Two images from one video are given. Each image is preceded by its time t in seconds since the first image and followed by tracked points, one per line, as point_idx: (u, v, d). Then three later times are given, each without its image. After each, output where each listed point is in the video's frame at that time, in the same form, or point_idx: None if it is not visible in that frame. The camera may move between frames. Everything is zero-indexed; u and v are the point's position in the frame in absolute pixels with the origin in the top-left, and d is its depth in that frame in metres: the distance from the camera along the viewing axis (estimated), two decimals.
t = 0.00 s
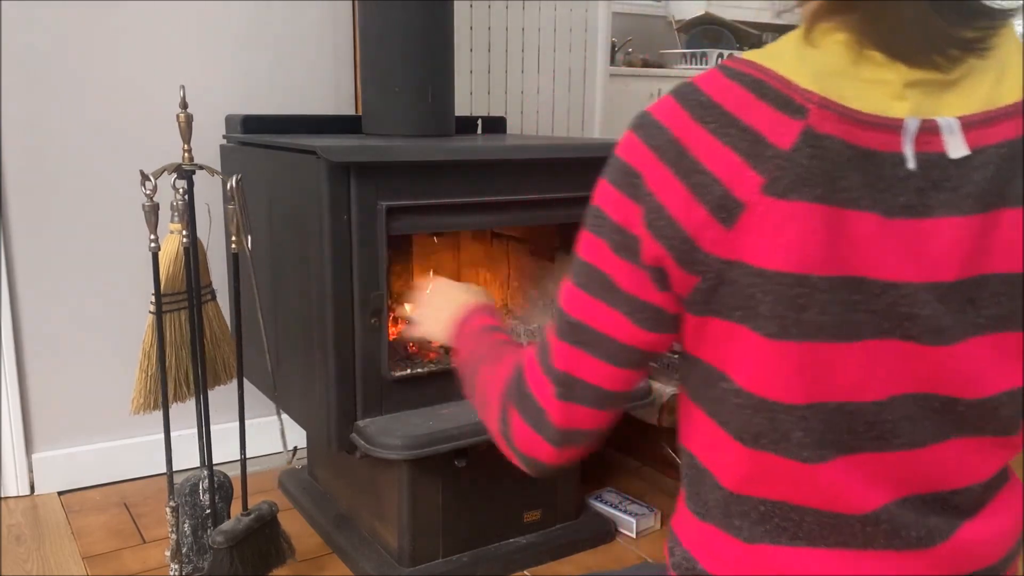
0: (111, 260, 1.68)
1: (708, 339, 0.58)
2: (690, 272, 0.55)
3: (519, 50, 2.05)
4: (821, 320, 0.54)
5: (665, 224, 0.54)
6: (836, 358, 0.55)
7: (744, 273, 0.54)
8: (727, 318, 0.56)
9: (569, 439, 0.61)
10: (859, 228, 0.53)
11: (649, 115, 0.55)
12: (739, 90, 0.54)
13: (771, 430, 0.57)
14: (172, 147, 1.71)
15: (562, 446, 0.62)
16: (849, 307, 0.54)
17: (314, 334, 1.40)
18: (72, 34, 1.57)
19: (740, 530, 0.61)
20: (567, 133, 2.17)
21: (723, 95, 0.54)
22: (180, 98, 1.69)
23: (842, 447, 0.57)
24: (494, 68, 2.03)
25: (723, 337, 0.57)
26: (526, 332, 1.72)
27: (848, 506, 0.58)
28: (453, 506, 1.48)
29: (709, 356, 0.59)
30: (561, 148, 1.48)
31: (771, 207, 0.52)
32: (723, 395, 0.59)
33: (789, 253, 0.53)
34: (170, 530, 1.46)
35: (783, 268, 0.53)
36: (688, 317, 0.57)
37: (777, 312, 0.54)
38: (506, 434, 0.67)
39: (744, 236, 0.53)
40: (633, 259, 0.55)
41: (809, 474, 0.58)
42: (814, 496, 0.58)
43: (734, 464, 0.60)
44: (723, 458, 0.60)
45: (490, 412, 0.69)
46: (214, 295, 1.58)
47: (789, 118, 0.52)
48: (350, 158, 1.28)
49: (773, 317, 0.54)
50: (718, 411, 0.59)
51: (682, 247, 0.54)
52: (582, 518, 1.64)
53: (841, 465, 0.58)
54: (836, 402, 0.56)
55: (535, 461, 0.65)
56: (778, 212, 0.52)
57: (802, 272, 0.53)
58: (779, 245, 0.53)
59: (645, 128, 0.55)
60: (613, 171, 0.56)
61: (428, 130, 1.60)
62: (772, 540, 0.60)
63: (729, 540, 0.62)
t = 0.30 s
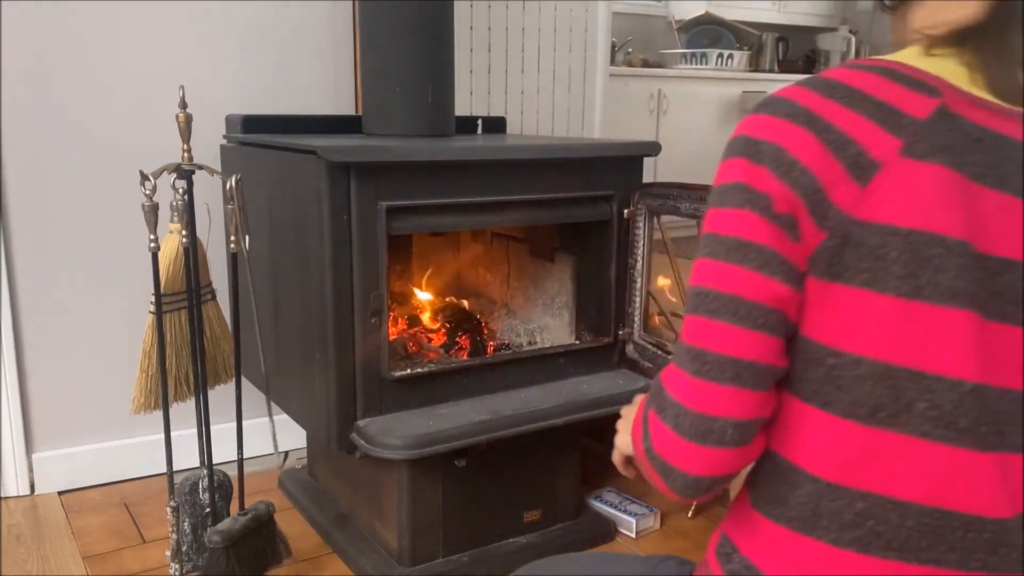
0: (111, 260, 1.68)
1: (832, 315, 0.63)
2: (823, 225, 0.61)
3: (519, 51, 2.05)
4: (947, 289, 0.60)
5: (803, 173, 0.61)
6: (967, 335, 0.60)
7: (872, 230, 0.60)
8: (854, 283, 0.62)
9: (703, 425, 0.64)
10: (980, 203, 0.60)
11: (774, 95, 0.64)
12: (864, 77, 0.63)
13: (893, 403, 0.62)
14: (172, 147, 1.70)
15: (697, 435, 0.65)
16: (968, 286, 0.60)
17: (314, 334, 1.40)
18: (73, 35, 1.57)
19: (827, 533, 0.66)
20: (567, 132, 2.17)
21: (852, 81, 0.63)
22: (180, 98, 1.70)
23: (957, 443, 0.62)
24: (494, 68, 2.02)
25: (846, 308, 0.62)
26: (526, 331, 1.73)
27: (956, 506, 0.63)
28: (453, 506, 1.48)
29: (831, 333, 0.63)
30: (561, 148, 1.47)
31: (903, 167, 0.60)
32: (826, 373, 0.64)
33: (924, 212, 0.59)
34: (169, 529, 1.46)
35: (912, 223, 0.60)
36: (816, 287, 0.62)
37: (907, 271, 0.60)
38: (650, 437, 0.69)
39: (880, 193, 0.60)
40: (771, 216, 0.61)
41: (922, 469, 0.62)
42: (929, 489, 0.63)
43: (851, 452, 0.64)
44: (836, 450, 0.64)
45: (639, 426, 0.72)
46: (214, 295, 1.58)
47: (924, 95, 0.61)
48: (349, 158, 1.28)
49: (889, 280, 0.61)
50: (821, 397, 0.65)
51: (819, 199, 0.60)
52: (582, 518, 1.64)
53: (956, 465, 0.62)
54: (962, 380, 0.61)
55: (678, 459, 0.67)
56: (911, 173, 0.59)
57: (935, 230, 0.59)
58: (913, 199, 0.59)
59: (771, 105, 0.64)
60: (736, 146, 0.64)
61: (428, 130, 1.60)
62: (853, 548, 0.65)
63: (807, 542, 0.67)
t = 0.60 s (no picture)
0: (111, 260, 1.68)
1: (942, 257, 0.60)
2: (946, 171, 0.60)
3: (519, 51, 2.05)
4: None
5: (930, 121, 0.60)
6: None
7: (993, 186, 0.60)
8: (968, 229, 0.60)
9: (845, 323, 0.57)
10: None
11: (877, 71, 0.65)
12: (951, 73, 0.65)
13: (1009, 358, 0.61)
14: (172, 146, 1.70)
15: (832, 334, 0.57)
16: None
17: (314, 334, 1.40)
18: (72, 35, 1.57)
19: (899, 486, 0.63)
20: (567, 132, 2.17)
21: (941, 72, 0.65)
22: (180, 98, 1.70)
23: None
24: (494, 68, 2.02)
25: (955, 251, 0.60)
26: (526, 331, 1.74)
27: None
28: (453, 505, 1.48)
29: (941, 280, 0.60)
30: (560, 148, 1.47)
31: (1015, 138, 0.61)
32: (926, 314, 0.61)
33: None
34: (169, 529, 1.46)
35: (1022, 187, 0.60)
36: (932, 226, 0.60)
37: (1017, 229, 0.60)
38: (754, 355, 0.61)
39: (995, 155, 0.60)
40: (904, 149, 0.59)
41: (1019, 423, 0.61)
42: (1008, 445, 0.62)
43: (960, 397, 0.61)
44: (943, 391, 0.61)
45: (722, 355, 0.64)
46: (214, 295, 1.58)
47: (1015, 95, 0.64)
48: (349, 158, 1.28)
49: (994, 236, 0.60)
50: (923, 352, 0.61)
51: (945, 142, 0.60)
52: (581, 519, 1.64)
53: None
54: None
55: (807, 360, 0.58)
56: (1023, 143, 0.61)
57: None
58: None
59: (869, 78, 0.64)
60: (835, 103, 0.63)
61: (428, 130, 1.60)
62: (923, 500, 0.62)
63: (889, 491, 0.63)
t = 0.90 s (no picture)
0: (111, 259, 1.68)
1: (916, 256, 0.59)
2: (932, 170, 0.59)
3: (519, 51, 2.05)
4: None
5: (923, 120, 0.59)
6: None
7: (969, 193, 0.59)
8: (941, 230, 0.59)
9: (839, 292, 0.55)
10: None
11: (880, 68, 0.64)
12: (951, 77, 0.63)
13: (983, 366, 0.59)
14: (172, 146, 1.70)
15: (826, 301, 0.55)
16: None
17: (314, 334, 1.40)
18: (72, 35, 1.57)
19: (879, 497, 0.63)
20: (567, 132, 2.18)
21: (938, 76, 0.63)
22: (180, 98, 1.70)
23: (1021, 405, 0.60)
24: (494, 68, 2.02)
25: (931, 251, 0.59)
26: (526, 331, 1.74)
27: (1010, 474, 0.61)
28: (454, 505, 1.48)
29: (916, 279, 0.59)
30: (561, 148, 1.47)
31: (1000, 145, 0.59)
32: (895, 309, 0.60)
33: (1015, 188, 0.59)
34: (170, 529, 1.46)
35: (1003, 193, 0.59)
36: (910, 224, 0.59)
37: (995, 233, 0.59)
38: (740, 326, 0.58)
39: (978, 161, 0.59)
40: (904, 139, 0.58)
41: (986, 424, 0.60)
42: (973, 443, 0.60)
43: (927, 393, 0.60)
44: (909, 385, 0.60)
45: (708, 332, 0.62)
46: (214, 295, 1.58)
47: (1008, 103, 0.62)
48: (349, 158, 1.28)
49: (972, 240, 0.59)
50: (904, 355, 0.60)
51: (934, 144, 0.59)
52: (581, 519, 1.64)
53: (1012, 422, 0.60)
54: None
55: (798, 328, 0.55)
56: (1010, 149, 0.59)
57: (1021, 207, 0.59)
58: (1007, 167, 0.59)
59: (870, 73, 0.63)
60: (836, 92, 0.61)
61: (428, 130, 1.60)
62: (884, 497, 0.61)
63: (847, 482, 0.62)
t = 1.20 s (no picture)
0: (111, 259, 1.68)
1: (840, 325, 0.57)
2: (839, 233, 0.55)
3: (519, 51, 2.05)
4: (954, 302, 0.56)
5: (823, 176, 0.54)
6: (976, 350, 0.57)
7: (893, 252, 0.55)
8: (863, 293, 0.56)
9: (740, 421, 0.55)
10: (980, 214, 0.55)
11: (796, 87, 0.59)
12: (865, 83, 0.57)
13: (919, 423, 0.58)
14: (172, 147, 1.70)
15: (730, 431, 0.55)
16: (978, 300, 0.56)
17: (314, 334, 1.40)
18: (72, 35, 1.58)
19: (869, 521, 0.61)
20: (567, 132, 2.18)
21: (849, 84, 0.57)
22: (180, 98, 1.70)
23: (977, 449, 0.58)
24: (494, 68, 2.02)
25: (853, 318, 0.57)
26: (526, 331, 1.74)
27: (964, 520, 0.60)
28: (454, 505, 1.48)
29: (841, 346, 0.58)
30: (562, 148, 1.47)
31: (914, 181, 0.54)
32: (823, 380, 0.59)
33: (939, 226, 0.55)
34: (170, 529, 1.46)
35: (924, 237, 0.55)
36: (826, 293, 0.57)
37: (917, 283, 0.55)
38: (661, 454, 0.60)
39: (891, 204, 0.55)
40: (803, 210, 0.54)
41: (927, 483, 0.59)
42: (915, 502, 0.60)
43: (859, 466, 0.60)
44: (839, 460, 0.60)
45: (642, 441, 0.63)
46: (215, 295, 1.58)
47: (931, 112, 0.56)
48: (350, 158, 1.28)
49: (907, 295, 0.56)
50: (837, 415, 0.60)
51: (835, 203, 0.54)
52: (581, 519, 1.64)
53: (956, 476, 0.59)
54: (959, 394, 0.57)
55: (708, 466, 0.57)
56: (924, 182, 0.54)
57: (946, 246, 0.55)
58: (921, 210, 0.55)
59: (775, 101, 0.57)
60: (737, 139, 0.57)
61: (428, 129, 1.60)
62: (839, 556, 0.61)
63: (793, 550, 0.63)
